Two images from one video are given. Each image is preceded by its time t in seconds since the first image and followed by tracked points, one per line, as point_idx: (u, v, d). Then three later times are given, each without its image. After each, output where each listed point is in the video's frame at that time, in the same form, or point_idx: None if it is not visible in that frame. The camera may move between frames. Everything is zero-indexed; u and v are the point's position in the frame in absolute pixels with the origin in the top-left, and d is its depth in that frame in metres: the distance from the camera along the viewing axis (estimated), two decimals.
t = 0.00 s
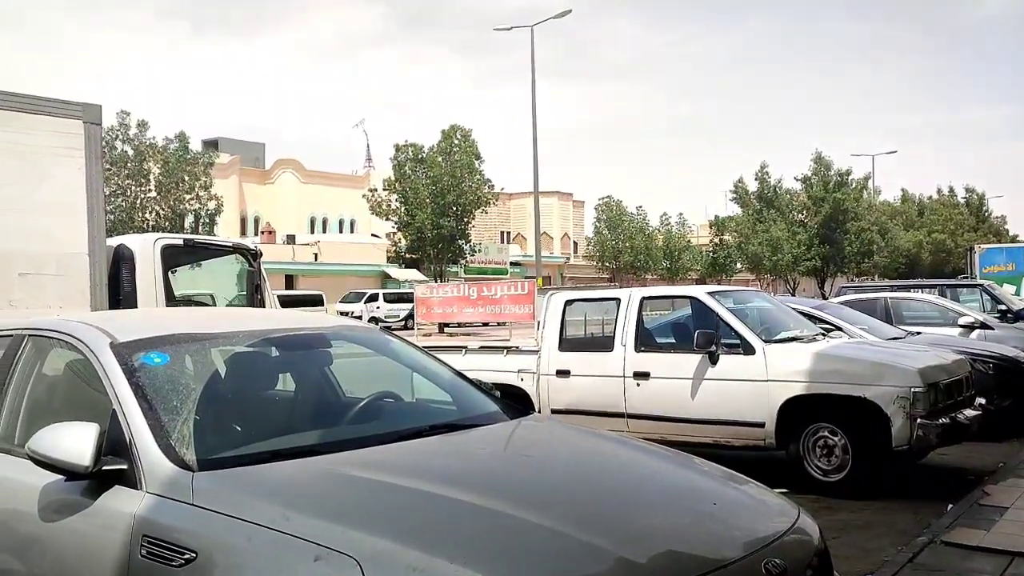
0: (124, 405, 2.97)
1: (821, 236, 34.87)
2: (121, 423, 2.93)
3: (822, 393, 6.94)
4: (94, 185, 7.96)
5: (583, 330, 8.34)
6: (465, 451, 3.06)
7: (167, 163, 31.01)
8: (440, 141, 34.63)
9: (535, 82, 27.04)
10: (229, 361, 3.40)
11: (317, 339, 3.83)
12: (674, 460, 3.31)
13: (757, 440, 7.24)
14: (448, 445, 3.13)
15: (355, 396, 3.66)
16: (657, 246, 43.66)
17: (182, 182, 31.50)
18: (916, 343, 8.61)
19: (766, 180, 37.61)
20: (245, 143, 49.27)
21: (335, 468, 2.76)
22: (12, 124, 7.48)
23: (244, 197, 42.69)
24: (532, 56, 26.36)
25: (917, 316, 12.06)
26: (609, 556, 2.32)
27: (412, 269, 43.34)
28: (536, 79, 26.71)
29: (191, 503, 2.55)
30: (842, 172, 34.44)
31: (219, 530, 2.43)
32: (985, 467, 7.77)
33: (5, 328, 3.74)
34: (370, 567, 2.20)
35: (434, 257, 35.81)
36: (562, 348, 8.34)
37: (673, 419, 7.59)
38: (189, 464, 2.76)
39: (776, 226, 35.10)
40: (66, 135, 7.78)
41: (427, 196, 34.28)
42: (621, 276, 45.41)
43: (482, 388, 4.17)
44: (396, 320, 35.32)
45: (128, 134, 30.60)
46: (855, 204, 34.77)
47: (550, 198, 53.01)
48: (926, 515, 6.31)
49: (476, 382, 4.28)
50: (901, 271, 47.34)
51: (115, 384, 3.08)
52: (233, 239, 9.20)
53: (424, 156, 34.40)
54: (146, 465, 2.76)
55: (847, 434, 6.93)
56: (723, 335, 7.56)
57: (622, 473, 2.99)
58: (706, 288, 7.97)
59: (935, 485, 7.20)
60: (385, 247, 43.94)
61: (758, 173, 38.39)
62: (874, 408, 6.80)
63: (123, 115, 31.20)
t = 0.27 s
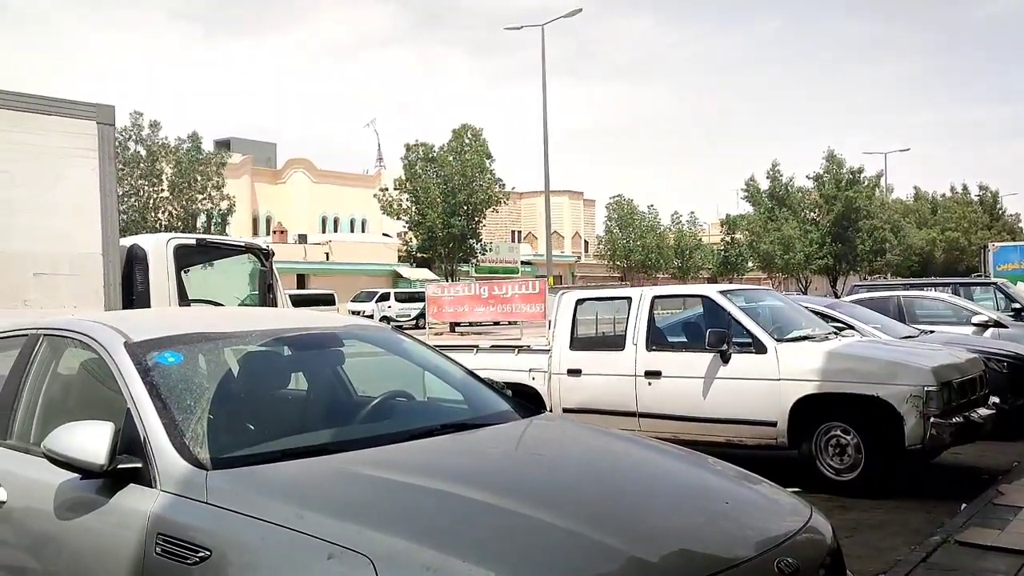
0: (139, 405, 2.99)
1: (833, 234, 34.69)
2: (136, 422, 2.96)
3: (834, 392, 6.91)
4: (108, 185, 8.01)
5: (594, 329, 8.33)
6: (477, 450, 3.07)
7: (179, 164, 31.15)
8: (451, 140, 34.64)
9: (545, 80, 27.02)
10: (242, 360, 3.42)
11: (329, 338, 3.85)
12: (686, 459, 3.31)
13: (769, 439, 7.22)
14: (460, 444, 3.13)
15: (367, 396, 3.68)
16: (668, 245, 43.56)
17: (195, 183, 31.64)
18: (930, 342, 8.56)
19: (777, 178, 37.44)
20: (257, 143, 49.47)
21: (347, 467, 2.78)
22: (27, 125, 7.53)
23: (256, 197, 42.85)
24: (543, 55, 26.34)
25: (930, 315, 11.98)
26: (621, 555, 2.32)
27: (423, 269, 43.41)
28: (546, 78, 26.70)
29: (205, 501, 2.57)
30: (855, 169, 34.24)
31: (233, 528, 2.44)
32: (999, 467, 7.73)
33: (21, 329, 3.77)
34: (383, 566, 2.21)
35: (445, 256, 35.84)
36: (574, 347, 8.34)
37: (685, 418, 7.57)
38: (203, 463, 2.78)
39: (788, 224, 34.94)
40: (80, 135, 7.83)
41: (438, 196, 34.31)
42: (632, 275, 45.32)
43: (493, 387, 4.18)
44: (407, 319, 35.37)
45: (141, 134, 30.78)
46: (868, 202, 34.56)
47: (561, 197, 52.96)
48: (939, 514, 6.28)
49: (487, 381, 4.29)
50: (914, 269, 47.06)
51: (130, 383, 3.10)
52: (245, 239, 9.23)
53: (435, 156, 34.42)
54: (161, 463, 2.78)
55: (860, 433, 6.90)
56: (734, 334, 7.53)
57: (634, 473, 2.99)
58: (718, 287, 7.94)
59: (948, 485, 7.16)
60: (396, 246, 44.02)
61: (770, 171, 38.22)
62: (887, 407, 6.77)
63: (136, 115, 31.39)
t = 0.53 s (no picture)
0: (155, 398, 3.01)
1: (847, 228, 34.51)
2: (152, 415, 2.97)
3: (848, 388, 6.88)
4: (123, 176, 8.03)
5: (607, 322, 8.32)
6: (490, 445, 3.07)
7: (193, 155, 31.26)
8: (463, 132, 34.60)
9: (559, 72, 26.93)
10: (257, 354, 3.44)
11: (343, 332, 3.85)
12: (700, 455, 3.30)
13: (782, 434, 7.20)
14: (474, 439, 3.13)
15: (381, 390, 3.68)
16: (680, 238, 43.43)
17: (208, 174, 31.75)
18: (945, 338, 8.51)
19: (791, 171, 37.24)
20: (270, 134, 49.59)
21: (361, 461, 2.78)
22: (42, 117, 7.56)
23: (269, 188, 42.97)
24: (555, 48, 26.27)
25: (946, 310, 11.90)
26: (636, 552, 2.32)
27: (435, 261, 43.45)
28: (559, 70, 26.62)
29: (221, 495, 2.58)
30: (869, 163, 33.96)
31: (248, 522, 2.45)
32: (1014, 464, 7.68)
33: (39, 321, 3.80)
34: (397, 561, 2.21)
35: (457, 248, 35.86)
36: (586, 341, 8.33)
37: (698, 412, 7.56)
38: (219, 456, 2.79)
39: (802, 217, 34.75)
40: (95, 127, 7.87)
41: (450, 188, 34.30)
42: (644, 267, 45.21)
43: (506, 381, 4.18)
44: (419, 311, 35.42)
45: (154, 126, 30.90)
46: (882, 195, 34.31)
47: (574, 189, 52.85)
48: (954, 511, 6.25)
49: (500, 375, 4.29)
50: (928, 263, 46.75)
51: (146, 376, 3.12)
52: (259, 232, 9.25)
53: (447, 148, 34.41)
54: (177, 456, 2.80)
55: (873, 428, 6.86)
56: (748, 329, 7.50)
57: (647, 469, 2.99)
58: (731, 281, 7.91)
59: (963, 481, 7.12)
60: (408, 238, 44.08)
61: (784, 164, 38.01)
62: (901, 403, 6.73)
63: (150, 107, 31.51)
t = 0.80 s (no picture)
0: (171, 393, 3.03)
1: (862, 222, 34.26)
2: (168, 410, 2.99)
3: (863, 386, 6.85)
4: (139, 166, 8.06)
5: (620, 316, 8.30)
6: (504, 443, 3.07)
7: (207, 144, 31.34)
8: (477, 123, 34.52)
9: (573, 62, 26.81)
10: (272, 348, 3.45)
11: (358, 327, 3.86)
12: (713, 455, 3.29)
13: (795, 430, 7.18)
14: (487, 437, 3.14)
15: (395, 385, 3.69)
16: (694, 230, 43.26)
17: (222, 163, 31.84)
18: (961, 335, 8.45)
19: (807, 164, 36.98)
20: (284, 123, 49.67)
21: (375, 459, 2.79)
22: (59, 107, 7.60)
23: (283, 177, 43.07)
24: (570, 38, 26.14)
25: (962, 306, 11.81)
26: (649, 554, 2.32)
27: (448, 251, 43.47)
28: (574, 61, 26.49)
29: (235, 491, 2.60)
30: (886, 157, 33.47)
31: (262, 519, 2.47)
32: None
33: (56, 313, 3.83)
34: (411, 561, 2.22)
35: (470, 239, 35.85)
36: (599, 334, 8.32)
37: (710, 408, 7.54)
38: (234, 452, 2.80)
39: (817, 210, 34.52)
40: (111, 117, 7.89)
41: (464, 178, 34.25)
42: (657, 259, 45.08)
43: (520, 377, 4.18)
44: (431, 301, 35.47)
45: (169, 114, 31.01)
46: (898, 189, 34.01)
47: (587, 180, 52.70)
48: (968, 511, 6.21)
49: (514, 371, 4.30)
50: (944, 257, 46.38)
51: (162, 370, 3.13)
52: (273, 224, 9.32)
53: (461, 138, 34.35)
54: (192, 451, 2.81)
55: (888, 426, 6.83)
56: (762, 324, 7.47)
57: (661, 469, 2.98)
58: (746, 277, 7.87)
59: (977, 480, 7.09)
60: (421, 228, 44.11)
61: (799, 157, 37.75)
62: (916, 401, 6.70)
63: (165, 95, 31.61)
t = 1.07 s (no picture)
0: (158, 379, 3.02)
1: (866, 211, 34.14)
2: (156, 397, 2.98)
3: (860, 375, 6.83)
4: (135, 153, 8.03)
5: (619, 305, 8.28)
6: (493, 431, 3.06)
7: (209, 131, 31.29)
8: (479, 110, 34.40)
9: (576, 49, 26.66)
10: (263, 335, 3.44)
11: (350, 314, 3.85)
12: (704, 444, 3.28)
13: (792, 419, 7.17)
14: (476, 425, 3.13)
15: (387, 372, 3.68)
16: (697, 218, 43.14)
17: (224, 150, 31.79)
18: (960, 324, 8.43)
19: (810, 152, 36.82)
20: (287, 110, 49.56)
21: (361, 447, 2.78)
22: (56, 93, 7.57)
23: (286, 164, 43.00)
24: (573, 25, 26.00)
25: (963, 295, 11.77)
26: (634, 544, 2.30)
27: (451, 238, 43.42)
28: (576, 48, 26.35)
29: (221, 478, 2.59)
30: (889, 145, 33.51)
31: (246, 506, 2.46)
32: None
33: (46, 300, 3.82)
34: (394, 549, 2.21)
35: (472, 226, 35.80)
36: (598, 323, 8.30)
37: (708, 397, 7.53)
38: (221, 439, 2.80)
39: (821, 199, 34.38)
40: (108, 103, 7.87)
41: (466, 166, 34.16)
42: (660, 248, 45.00)
43: (513, 365, 4.17)
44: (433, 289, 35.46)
45: (170, 101, 30.95)
46: (903, 177, 33.83)
47: (590, 168, 52.56)
48: (963, 500, 6.20)
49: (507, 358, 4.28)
50: (948, 246, 46.21)
51: (150, 357, 3.12)
52: (272, 211, 9.29)
53: (463, 125, 34.25)
54: (178, 438, 2.80)
55: (884, 415, 6.82)
56: (760, 313, 7.45)
57: (649, 458, 2.97)
58: (744, 266, 7.84)
59: (975, 469, 7.08)
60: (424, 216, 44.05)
61: (803, 145, 37.58)
62: (913, 390, 6.68)
63: (166, 82, 31.55)
